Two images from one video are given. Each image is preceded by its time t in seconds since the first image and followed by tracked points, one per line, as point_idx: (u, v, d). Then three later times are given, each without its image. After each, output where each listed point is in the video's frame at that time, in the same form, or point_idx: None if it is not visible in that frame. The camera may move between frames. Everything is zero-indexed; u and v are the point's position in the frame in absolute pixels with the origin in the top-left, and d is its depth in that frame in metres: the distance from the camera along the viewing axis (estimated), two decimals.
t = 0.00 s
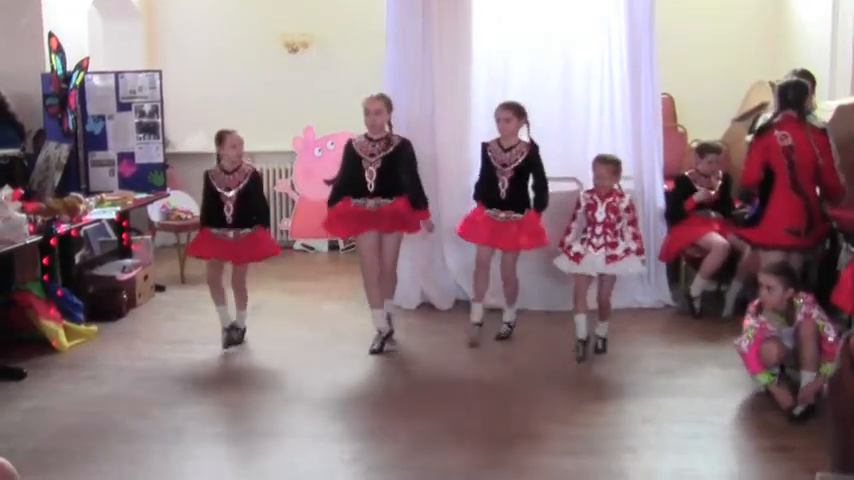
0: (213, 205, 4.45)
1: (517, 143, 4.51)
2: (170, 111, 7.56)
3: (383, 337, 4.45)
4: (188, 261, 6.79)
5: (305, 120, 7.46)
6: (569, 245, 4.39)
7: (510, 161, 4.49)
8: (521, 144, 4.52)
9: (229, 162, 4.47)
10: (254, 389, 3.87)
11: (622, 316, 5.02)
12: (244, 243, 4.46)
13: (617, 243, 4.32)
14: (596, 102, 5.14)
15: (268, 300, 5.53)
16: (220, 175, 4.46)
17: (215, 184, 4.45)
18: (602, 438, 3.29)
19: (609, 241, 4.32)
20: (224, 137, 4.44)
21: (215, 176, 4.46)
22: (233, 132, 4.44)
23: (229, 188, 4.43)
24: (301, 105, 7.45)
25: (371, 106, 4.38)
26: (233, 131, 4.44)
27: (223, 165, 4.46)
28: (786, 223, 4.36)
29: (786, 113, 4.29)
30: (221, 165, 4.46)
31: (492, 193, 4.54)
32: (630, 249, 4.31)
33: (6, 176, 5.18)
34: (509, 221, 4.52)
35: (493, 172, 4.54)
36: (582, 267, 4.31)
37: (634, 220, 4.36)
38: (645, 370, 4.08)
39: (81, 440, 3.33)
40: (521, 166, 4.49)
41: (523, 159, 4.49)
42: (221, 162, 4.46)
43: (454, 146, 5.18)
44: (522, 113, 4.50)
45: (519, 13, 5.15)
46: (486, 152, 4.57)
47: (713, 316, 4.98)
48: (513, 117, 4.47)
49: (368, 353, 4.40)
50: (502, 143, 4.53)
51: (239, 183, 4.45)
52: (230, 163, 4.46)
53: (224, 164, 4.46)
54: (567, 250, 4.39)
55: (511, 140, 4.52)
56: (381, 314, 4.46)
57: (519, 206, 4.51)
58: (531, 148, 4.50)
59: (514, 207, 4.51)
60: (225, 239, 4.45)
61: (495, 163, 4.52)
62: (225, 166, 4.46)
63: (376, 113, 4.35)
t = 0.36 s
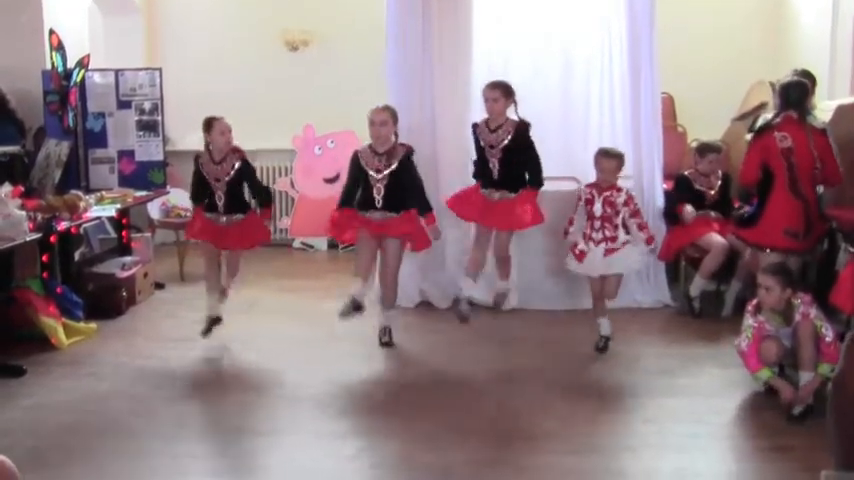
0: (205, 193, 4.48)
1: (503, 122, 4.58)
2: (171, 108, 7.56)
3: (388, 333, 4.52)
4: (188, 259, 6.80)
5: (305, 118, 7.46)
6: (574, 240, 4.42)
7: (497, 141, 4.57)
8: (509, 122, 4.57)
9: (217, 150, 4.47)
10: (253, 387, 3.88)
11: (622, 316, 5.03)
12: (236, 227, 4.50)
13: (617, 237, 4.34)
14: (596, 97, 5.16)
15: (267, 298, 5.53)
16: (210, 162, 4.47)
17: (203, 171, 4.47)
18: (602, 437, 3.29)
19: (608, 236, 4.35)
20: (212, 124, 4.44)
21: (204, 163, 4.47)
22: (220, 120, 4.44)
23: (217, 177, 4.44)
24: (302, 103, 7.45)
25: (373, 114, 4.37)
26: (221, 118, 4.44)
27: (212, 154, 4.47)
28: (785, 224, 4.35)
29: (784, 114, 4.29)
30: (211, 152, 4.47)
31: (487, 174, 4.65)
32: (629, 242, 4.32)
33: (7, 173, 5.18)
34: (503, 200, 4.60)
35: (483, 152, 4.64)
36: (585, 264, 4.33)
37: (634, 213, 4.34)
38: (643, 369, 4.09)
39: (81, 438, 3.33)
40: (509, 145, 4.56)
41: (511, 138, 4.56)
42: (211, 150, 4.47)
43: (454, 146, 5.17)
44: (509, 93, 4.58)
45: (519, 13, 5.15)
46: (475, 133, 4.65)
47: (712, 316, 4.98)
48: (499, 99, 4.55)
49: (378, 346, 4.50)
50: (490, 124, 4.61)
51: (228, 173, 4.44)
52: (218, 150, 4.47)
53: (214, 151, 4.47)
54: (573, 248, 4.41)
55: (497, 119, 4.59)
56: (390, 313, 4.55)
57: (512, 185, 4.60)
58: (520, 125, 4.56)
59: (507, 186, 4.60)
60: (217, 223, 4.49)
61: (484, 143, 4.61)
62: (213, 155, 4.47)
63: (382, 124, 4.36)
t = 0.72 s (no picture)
0: (210, 206, 4.42)
1: (499, 145, 4.47)
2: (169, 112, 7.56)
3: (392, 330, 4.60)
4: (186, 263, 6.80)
5: (303, 122, 7.47)
6: (573, 253, 4.44)
7: (494, 163, 4.45)
8: (505, 144, 4.47)
9: (220, 159, 4.42)
10: (252, 392, 3.88)
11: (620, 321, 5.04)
12: (241, 240, 4.45)
13: (620, 256, 4.32)
14: (593, 97, 5.16)
15: (265, 302, 5.53)
16: (212, 172, 4.42)
17: (206, 181, 4.41)
18: (600, 442, 3.30)
19: (612, 254, 4.33)
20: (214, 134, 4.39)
21: (205, 173, 4.41)
22: (222, 129, 4.39)
23: (222, 186, 4.40)
24: (299, 107, 7.46)
25: (374, 110, 4.38)
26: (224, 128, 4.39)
27: (213, 165, 4.42)
28: (785, 229, 4.36)
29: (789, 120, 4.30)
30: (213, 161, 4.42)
31: (478, 195, 4.50)
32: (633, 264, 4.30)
33: (5, 177, 5.18)
34: (498, 225, 4.48)
35: (476, 176, 4.49)
36: (583, 277, 4.36)
37: (647, 233, 4.29)
38: (641, 374, 4.10)
39: (79, 442, 3.33)
40: (504, 168, 4.45)
41: (507, 161, 4.45)
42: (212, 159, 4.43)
43: (453, 144, 5.19)
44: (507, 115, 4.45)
45: (518, 13, 5.15)
46: (469, 155, 4.50)
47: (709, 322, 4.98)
48: (495, 120, 4.41)
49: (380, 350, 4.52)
50: (486, 145, 4.48)
51: (233, 182, 4.43)
52: (219, 160, 4.42)
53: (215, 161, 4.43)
54: (570, 259, 4.44)
55: (491, 144, 4.47)
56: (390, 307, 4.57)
57: (507, 206, 4.48)
58: (515, 148, 4.46)
59: (503, 210, 4.48)
60: (222, 238, 4.43)
61: (478, 166, 4.47)
62: (215, 165, 4.42)
63: (383, 119, 4.37)
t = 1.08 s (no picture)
0: (215, 200, 4.42)
1: (505, 144, 4.47)
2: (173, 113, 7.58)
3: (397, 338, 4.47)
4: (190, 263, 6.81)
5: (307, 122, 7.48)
6: (578, 254, 4.39)
7: (499, 162, 4.45)
8: (512, 144, 4.47)
9: (229, 156, 4.43)
10: (256, 391, 3.89)
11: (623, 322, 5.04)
12: (246, 240, 4.44)
13: (624, 255, 4.27)
14: (598, 91, 5.15)
15: (269, 302, 5.54)
16: (221, 171, 4.42)
17: (215, 179, 4.41)
18: (603, 442, 3.30)
19: (615, 253, 4.28)
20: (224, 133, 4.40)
21: (214, 171, 4.42)
22: (231, 128, 4.40)
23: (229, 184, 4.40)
24: (303, 108, 7.47)
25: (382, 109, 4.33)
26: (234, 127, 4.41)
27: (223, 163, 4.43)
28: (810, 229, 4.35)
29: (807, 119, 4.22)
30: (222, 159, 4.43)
31: (483, 192, 4.51)
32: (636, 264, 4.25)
33: (10, 178, 5.20)
34: (503, 222, 4.49)
35: (481, 172, 4.50)
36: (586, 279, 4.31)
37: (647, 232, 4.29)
38: (645, 375, 4.10)
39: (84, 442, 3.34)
40: (511, 166, 4.44)
41: (512, 160, 4.44)
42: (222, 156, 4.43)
43: (457, 142, 5.19)
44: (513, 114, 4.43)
45: (519, 13, 5.16)
46: (473, 152, 4.52)
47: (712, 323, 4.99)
48: (503, 118, 4.39)
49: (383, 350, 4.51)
50: (492, 143, 4.48)
51: (241, 180, 4.42)
52: (228, 157, 4.43)
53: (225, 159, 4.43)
54: (576, 259, 4.38)
55: (498, 141, 4.47)
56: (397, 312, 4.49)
57: (510, 205, 4.48)
58: (522, 146, 4.46)
59: (506, 207, 4.48)
60: (227, 237, 4.43)
61: (484, 163, 4.48)
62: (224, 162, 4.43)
63: (391, 116, 4.31)
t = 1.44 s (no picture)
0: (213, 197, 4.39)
1: (507, 147, 4.35)
2: (178, 106, 7.58)
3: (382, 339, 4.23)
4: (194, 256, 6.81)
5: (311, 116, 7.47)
6: (578, 228, 4.43)
7: (500, 165, 4.33)
8: (514, 147, 4.36)
9: (230, 154, 4.39)
10: (259, 385, 3.89)
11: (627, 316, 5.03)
12: (241, 241, 4.39)
13: (623, 226, 4.36)
14: (603, 84, 5.14)
15: (273, 296, 5.54)
16: (221, 168, 4.38)
17: (214, 175, 4.38)
18: (606, 436, 3.30)
19: (615, 225, 4.36)
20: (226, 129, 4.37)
21: (215, 168, 4.39)
22: (232, 125, 4.37)
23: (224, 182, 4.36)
24: (307, 102, 7.46)
25: (387, 106, 4.18)
26: (237, 123, 4.38)
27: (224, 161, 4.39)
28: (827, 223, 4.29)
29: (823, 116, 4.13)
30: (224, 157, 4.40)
31: (483, 195, 4.37)
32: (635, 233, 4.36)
33: (13, 171, 5.20)
34: (504, 227, 4.36)
35: (480, 175, 4.37)
36: (588, 252, 4.38)
37: (643, 202, 4.39)
38: (649, 369, 4.09)
39: (87, 434, 3.34)
40: (511, 170, 4.34)
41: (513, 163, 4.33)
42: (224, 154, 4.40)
43: (462, 135, 5.17)
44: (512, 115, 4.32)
45: (518, 12, 5.16)
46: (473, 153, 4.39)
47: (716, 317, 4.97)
48: (501, 122, 4.29)
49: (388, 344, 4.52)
50: (492, 147, 4.37)
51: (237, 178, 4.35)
52: (229, 155, 4.39)
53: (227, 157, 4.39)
54: (576, 233, 4.43)
55: (498, 146, 4.36)
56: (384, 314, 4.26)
57: (511, 209, 4.36)
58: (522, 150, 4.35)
59: (507, 211, 4.36)
60: (223, 235, 4.41)
61: (484, 168, 4.34)
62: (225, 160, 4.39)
63: (398, 115, 4.16)
